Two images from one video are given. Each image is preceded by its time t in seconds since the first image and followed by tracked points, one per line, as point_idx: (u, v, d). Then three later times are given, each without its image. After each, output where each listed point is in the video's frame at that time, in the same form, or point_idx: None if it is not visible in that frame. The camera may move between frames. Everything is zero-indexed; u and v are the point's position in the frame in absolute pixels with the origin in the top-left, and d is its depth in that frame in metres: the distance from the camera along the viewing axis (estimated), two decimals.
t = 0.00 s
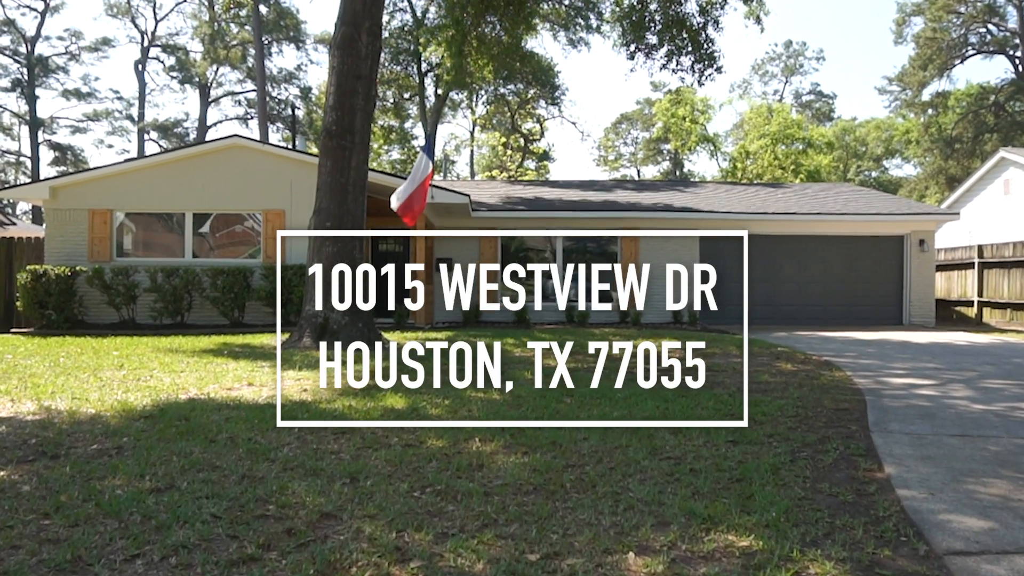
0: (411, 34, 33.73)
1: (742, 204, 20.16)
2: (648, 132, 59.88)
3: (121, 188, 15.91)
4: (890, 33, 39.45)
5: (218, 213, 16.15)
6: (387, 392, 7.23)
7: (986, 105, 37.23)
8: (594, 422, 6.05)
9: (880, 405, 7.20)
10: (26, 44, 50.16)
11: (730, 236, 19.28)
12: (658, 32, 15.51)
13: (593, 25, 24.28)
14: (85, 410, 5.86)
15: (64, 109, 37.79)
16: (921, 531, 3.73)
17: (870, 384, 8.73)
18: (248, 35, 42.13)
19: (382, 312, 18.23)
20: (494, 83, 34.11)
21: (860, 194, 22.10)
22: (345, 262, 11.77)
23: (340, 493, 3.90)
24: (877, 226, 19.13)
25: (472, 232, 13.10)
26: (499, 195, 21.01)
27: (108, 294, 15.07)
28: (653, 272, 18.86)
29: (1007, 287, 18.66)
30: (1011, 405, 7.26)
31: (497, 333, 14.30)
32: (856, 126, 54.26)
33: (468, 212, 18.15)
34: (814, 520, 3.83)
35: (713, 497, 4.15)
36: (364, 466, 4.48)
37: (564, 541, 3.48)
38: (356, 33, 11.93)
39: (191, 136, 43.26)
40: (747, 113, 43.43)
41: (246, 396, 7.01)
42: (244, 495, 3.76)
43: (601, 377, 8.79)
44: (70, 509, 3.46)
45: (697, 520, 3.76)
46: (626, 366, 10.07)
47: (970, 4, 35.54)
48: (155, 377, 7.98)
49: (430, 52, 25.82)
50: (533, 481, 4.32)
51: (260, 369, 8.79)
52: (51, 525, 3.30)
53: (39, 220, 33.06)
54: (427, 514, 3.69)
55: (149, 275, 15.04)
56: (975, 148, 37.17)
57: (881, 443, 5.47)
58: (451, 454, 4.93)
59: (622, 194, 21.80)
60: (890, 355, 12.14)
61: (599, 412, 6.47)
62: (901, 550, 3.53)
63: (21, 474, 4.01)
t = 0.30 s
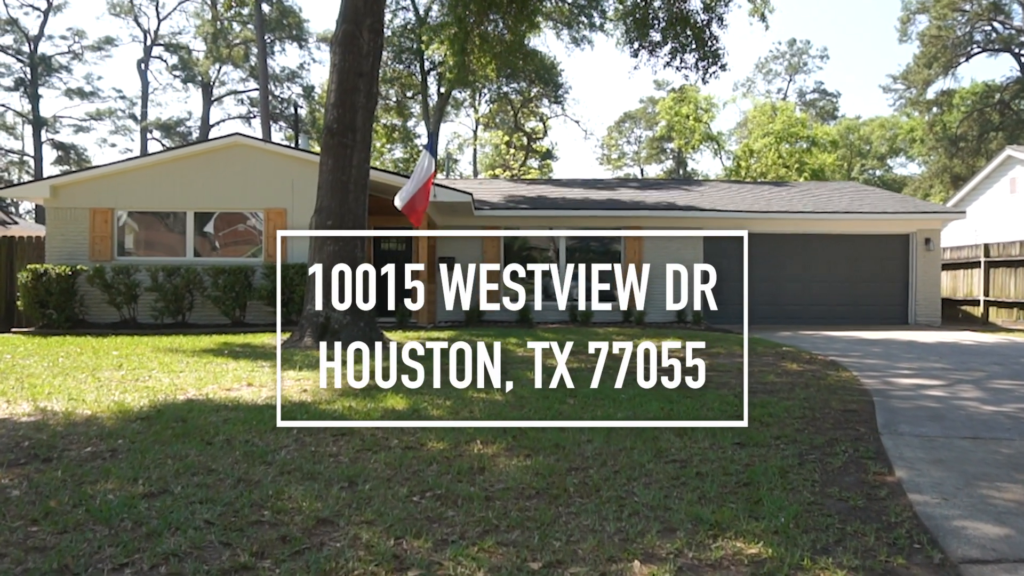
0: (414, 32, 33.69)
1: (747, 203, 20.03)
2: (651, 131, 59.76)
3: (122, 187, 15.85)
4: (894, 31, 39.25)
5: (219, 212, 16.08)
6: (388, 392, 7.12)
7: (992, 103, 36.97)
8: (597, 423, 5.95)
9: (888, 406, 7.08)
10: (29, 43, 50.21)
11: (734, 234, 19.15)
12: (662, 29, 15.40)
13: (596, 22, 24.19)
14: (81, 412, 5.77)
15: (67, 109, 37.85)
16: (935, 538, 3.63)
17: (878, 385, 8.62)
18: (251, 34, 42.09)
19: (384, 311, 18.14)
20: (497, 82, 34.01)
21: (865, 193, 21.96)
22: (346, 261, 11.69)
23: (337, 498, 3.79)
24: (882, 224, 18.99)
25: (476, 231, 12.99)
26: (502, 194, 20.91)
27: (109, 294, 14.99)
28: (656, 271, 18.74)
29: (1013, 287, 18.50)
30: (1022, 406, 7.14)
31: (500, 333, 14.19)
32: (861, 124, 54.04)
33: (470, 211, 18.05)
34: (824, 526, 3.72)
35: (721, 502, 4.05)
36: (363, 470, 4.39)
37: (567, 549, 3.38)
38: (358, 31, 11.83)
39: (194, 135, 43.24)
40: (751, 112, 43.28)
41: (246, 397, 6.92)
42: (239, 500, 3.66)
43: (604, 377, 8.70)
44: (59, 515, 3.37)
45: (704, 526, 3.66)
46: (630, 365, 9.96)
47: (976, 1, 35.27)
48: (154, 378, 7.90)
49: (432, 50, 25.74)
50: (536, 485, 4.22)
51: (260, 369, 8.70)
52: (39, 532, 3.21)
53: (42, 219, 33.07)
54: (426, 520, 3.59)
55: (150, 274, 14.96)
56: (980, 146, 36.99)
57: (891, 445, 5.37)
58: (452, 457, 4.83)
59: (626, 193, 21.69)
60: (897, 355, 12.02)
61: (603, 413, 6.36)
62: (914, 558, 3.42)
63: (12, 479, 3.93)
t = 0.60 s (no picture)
0: (417, 31, 33.62)
1: (752, 202, 19.91)
2: (655, 130, 59.64)
3: (124, 186, 15.78)
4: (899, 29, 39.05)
5: (221, 210, 16.00)
6: (389, 394, 7.03)
7: (997, 102, 36.63)
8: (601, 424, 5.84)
9: (897, 408, 6.97)
10: (33, 42, 50.29)
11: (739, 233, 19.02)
12: (666, 27, 15.28)
13: (600, 21, 24.09)
14: (77, 414, 5.68)
15: (71, 108, 37.86)
16: (951, 547, 3.52)
17: (886, 386, 8.50)
18: (254, 33, 42.05)
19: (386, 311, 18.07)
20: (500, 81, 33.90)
21: (871, 192, 21.82)
22: (349, 260, 11.60)
23: (334, 504, 3.69)
24: (888, 223, 18.84)
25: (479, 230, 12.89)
26: (505, 193, 20.82)
27: (110, 293, 14.90)
28: (660, 270, 18.63)
29: (1021, 287, 18.33)
30: None
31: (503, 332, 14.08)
32: (865, 123, 53.80)
33: (473, 210, 17.93)
34: (836, 534, 3.61)
35: (729, 508, 3.94)
36: (362, 474, 4.28)
37: (571, 558, 3.27)
38: (360, 27, 11.74)
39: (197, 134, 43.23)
40: (755, 110, 43.11)
41: (245, 398, 6.82)
42: (234, 506, 3.56)
43: (608, 378, 8.59)
44: (46, 522, 3.28)
45: (712, 534, 3.55)
46: (634, 366, 9.86)
47: None
48: (153, 378, 7.81)
49: (436, 49, 25.66)
50: (539, 491, 4.11)
51: (260, 370, 8.60)
52: (25, 541, 3.12)
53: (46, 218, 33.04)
54: (426, 527, 3.49)
55: (151, 273, 14.87)
56: (986, 145, 36.82)
57: (902, 449, 5.25)
58: (454, 460, 4.72)
59: (630, 192, 21.57)
60: (905, 355, 11.90)
61: (608, 415, 6.25)
62: (930, 568, 3.32)
63: (1, 484, 3.83)
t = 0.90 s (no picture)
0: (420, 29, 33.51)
1: (757, 200, 19.78)
2: (659, 129, 59.51)
3: (125, 185, 15.71)
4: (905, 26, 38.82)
5: (224, 210, 15.93)
6: (390, 396, 6.94)
7: (1003, 100, 36.39)
8: (605, 428, 5.74)
9: (907, 410, 6.85)
10: (36, 41, 50.38)
11: (744, 233, 18.89)
12: (670, 24, 15.15)
13: (604, 19, 23.98)
14: (73, 417, 5.61)
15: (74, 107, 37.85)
16: (969, 557, 3.41)
17: (894, 387, 8.39)
18: (257, 32, 42.02)
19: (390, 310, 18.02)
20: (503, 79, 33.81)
21: (877, 190, 21.67)
22: (350, 261, 11.51)
23: (331, 512, 3.59)
24: (895, 222, 18.69)
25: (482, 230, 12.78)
26: (509, 192, 20.72)
27: (111, 293, 14.83)
28: (664, 268, 18.51)
29: None
30: None
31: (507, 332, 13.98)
32: (870, 121, 53.55)
33: (477, 209, 17.83)
34: (848, 543, 3.50)
35: (738, 516, 3.83)
36: (361, 480, 4.19)
37: (575, 570, 3.17)
38: (361, 26, 11.62)
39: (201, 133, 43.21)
40: (760, 108, 42.94)
41: (244, 400, 6.73)
42: (228, 514, 3.47)
43: (613, 378, 8.49)
44: (34, 532, 3.19)
45: (721, 543, 3.44)
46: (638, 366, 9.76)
47: None
48: (151, 379, 7.73)
49: (439, 47, 25.56)
50: (542, 497, 4.01)
51: (260, 372, 8.52)
52: (10, 552, 3.03)
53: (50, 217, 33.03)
54: (425, 536, 3.39)
55: (152, 273, 14.79)
56: (992, 143, 36.58)
57: (914, 453, 5.14)
58: (455, 465, 4.62)
59: (634, 190, 21.45)
60: (913, 355, 11.77)
61: (612, 418, 6.15)
62: None
63: None
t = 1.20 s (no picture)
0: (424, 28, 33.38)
1: (761, 199, 19.65)
2: (663, 127, 59.39)
3: (127, 185, 15.65)
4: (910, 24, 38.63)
5: (226, 209, 15.85)
6: (391, 398, 6.84)
7: (1010, 97, 36.13)
8: (610, 433, 5.64)
9: (917, 413, 6.73)
10: (40, 40, 50.43)
11: (749, 231, 18.76)
12: (675, 22, 15.03)
13: (608, 17, 23.87)
14: (69, 419, 5.52)
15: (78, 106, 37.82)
16: (986, 569, 3.31)
17: (903, 388, 8.28)
18: (260, 31, 41.95)
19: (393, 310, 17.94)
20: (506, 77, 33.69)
21: (882, 188, 21.52)
22: (352, 260, 11.41)
23: (328, 521, 3.49)
24: (901, 220, 18.55)
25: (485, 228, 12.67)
26: (512, 190, 20.61)
27: (113, 293, 14.74)
28: (669, 267, 18.38)
29: None
30: None
31: (510, 332, 13.87)
32: (875, 119, 53.34)
33: (480, 208, 17.72)
34: (861, 554, 3.40)
35: (746, 525, 3.73)
36: (360, 487, 4.09)
37: None
38: (364, 23, 11.53)
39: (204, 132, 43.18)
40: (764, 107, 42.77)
41: (243, 402, 6.63)
42: (222, 524, 3.37)
43: (617, 380, 8.39)
44: (21, 543, 3.10)
45: (730, 554, 3.34)
46: (643, 368, 9.64)
47: None
48: (150, 381, 7.65)
49: (442, 45, 25.44)
50: (545, 505, 3.91)
51: (261, 373, 8.43)
52: None
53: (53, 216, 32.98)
54: (425, 547, 3.29)
55: (154, 272, 14.71)
56: (998, 141, 36.35)
57: (925, 458, 5.03)
58: (456, 471, 4.52)
59: (638, 189, 21.33)
60: (920, 356, 11.65)
61: (617, 421, 6.04)
62: None
63: None
